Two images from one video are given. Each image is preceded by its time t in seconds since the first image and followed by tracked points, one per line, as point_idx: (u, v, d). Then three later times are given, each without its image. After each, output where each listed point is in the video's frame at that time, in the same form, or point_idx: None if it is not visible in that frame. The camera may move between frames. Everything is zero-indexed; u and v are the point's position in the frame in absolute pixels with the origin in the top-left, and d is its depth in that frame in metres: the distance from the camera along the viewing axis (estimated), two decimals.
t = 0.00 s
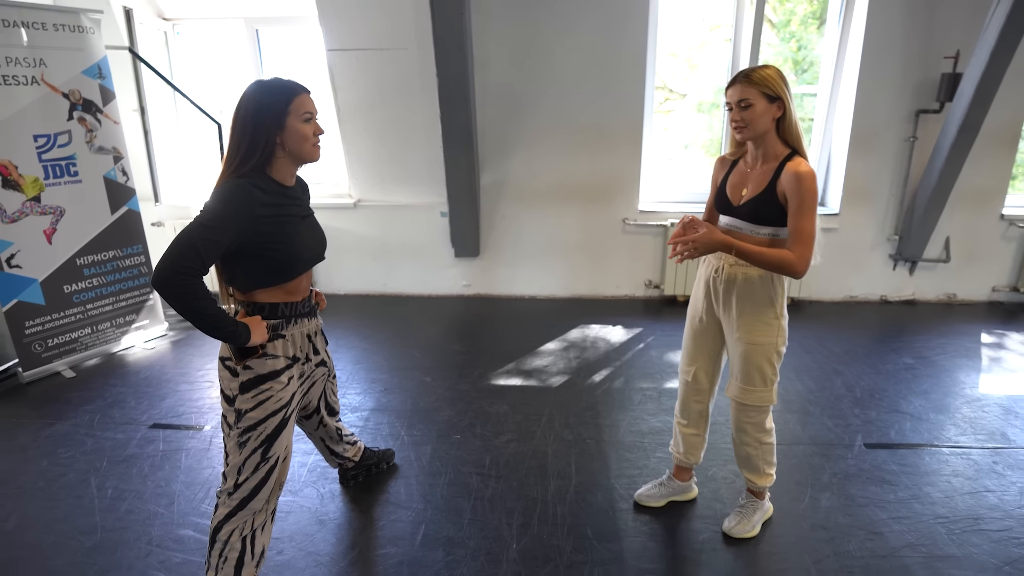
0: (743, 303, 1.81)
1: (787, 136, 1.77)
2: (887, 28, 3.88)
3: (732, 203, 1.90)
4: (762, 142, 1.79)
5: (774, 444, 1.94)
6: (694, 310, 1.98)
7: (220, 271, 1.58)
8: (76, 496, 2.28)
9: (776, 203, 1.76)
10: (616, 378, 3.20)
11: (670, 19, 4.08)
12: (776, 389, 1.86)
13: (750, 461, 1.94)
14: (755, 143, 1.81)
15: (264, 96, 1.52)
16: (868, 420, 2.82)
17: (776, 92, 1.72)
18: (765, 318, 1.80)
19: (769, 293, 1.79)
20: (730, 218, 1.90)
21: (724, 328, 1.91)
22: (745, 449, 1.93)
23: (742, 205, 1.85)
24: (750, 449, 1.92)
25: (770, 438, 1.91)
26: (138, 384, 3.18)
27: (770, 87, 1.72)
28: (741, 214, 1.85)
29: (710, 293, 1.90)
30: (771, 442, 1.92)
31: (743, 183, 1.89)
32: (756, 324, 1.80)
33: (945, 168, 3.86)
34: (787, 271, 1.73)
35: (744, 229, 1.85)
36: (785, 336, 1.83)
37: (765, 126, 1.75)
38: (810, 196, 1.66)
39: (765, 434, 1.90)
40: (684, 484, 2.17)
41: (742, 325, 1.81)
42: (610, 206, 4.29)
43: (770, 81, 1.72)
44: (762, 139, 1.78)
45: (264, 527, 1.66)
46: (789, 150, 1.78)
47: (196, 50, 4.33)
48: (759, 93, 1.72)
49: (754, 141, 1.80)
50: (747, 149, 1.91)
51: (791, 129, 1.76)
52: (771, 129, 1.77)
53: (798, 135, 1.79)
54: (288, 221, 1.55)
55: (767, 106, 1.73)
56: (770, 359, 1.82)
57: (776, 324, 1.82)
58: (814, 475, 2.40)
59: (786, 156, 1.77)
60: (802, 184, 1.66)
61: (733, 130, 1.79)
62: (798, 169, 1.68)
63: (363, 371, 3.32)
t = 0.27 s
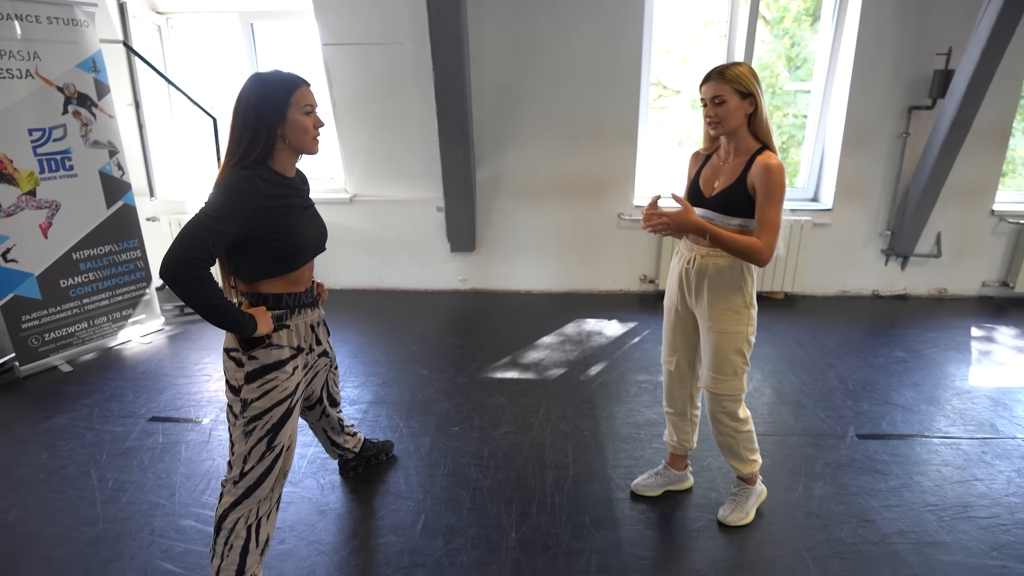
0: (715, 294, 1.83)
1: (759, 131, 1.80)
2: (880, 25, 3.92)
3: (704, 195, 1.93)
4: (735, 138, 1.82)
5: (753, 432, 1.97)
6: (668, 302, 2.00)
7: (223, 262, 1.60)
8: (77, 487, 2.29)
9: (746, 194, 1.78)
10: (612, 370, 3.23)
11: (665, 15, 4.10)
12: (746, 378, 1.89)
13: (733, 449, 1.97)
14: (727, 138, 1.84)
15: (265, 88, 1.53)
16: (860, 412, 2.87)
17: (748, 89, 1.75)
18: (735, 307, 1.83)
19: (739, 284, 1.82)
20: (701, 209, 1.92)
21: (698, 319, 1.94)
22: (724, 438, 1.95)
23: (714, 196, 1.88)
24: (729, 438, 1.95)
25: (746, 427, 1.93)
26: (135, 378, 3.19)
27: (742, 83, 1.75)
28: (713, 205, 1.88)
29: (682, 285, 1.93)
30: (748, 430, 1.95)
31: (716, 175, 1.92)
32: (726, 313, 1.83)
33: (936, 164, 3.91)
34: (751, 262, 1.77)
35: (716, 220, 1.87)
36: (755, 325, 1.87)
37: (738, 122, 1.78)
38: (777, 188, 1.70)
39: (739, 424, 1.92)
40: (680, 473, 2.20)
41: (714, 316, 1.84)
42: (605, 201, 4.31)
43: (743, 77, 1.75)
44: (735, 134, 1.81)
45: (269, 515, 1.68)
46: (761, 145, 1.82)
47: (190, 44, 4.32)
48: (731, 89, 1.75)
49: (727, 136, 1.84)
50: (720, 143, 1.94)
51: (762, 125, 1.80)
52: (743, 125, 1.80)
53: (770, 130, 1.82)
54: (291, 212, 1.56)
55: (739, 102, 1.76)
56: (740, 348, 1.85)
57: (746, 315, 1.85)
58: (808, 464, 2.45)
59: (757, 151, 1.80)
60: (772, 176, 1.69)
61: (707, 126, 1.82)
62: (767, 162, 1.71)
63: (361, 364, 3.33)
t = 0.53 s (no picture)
0: (710, 290, 1.84)
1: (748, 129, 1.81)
2: (888, 22, 3.90)
3: (696, 192, 1.94)
4: (726, 137, 1.82)
5: (739, 430, 1.96)
6: (665, 299, 2.01)
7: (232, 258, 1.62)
8: (89, 479, 2.32)
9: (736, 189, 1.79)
10: (617, 367, 3.24)
11: (671, 13, 4.10)
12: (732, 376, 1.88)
13: (722, 445, 1.95)
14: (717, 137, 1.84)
15: (273, 86, 1.55)
16: (866, 410, 2.86)
17: (736, 88, 1.75)
18: (728, 302, 1.84)
19: (733, 281, 1.82)
20: (694, 206, 1.93)
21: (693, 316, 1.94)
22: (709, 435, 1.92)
23: (706, 193, 1.88)
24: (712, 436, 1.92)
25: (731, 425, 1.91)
26: (145, 373, 3.23)
27: (730, 84, 1.75)
28: (705, 202, 1.88)
29: (677, 280, 1.94)
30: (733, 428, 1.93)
31: (706, 173, 1.92)
32: (719, 307, 1.84)
33: (944, 161, 3.89)
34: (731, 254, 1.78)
35: (709, 217, 1.87)
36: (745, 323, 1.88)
37: (728, 123, 1.78)
38: (762, 182, 1.71)
39: (724, 422, 1.90)
40: (683, 469, 2.20)
41: (708, 311, 1.85)
42: (611, 198, 4.32)
43: (727, 78, 1.74)
44: (725, 134, 1.81)
45: (277, 507, 1.71)
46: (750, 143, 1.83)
47: (198, 43, 4.36)
48: (720, 91, 1.75)
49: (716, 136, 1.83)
50: (709, 141, 1.94)
51: (751, 123, 1.80)
52: (733, 124, 1.80)
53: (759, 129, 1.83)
54: (300, 208, 1.59)
55: (728, 103, 1.76)
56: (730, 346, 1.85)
57: (738, 312, 1.85)
58: (812, 462, 2.45)
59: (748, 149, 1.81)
60: (758, 170, 1.71)
61: (697, 129, 1.82)
62: (756, 157, 1.72)
63: (367, 360, 3.36)
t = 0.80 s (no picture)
0: (725, 296, 1.80)
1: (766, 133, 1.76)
2: (920, 25, 3.82)
3: (713, 197, 1.91)
4: (743, 141, 1.78)
5: (766, 451, 1.85)
6: (680, 306, 1.99)
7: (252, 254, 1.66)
8: (113, 467, 2.40)
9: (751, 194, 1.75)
10: (633, 371, 3.23)
11: (697, 15, 4.07)
12: (759, 386, 1.81)
13: (741, 466, 1.85)
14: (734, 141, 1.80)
15: (295, 87, 1.58)
16: (887, 420, 2.81)
17: (753, 92, 1.70)
18: (747, 309, 1.78)
19: (750, 286, 1.77)
20: (710, 212, 1.91)
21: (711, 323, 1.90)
22: (735, 450, 1.85)
23: (722, 199, 1.86)
24: (739, 451, 1.85)
25: (758, 440, 1.83)
26: (170, 365, 3.32)
27: (747, 87, 1.71)
28: (721, 207, 1.86)
29: (692, 289, 1.91)
30: (759, 444, 1.84)
31: (723, 178, 1.90)
32: (738, 314, 1.79)
33: (976, 168, 3.79)
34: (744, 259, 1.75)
35: (725, 223, 1.85)
36: (767, 329, 1.82)
37: (745, 126, 1.74)
38: (778, 186, 1.66)
39: (752, 434, 1.82)
40: (697, 475, 2.20)
41: (724, 318, 1.80)
42: (632, 201, 4.30)
43: (745, 80, 1.70)
44: (742, 138, 1.77)
45: (289, 500, 1.74)
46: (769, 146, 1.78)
47: (229, 44, 4.46)
48: (737, 93, 1.71)
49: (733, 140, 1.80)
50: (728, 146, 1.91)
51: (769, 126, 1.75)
52: (751, 128, 1.76)
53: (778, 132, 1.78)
54: (319, 207, 1.62)
55: (745, 106, 1.72)
56: (753, 353, 1.79)
57: (757, 318, 1.80)
58: (829, 472, 2.41)
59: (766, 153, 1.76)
60: (774, 174, 1.66)
61: (714, 133, 1.79)
62: (772, 161, 1.68)
63: (385, 358, 3.40)
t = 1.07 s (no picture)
0: (720, 299, 1.80)
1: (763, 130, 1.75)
2: (909, 25, 3.84)
3: (708, 197, 1.91)
4: (739, 137, 1.77)
5: (757, 452, 1.87)
6: (675, 307, 2.00)
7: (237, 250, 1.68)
8: (103, 461, 2.42)
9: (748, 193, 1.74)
10: (622, 368, 3.25)
11: (689, 15, 4.09)
12: (754, 389, 1.82)
13: (732, 469, 1.88)
14: (730, 138, 1.80)
15: (279, 85, 1.60)
16: (872, 418, 2.84)
17: (750, 87, 1.70)
18: (742, 313, 1.78)
19: (746, 290, 1.77)
20: (706, 211, 1.90)
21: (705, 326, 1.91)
22: (728, 454, 1.87)
23: (717, 197, 1.85)
24: (731, 453, 1.87)
25: (750, 442, 1.85)
26: (161, 361, 3.33)
27: (745, 82, 1.71)
28: (716, 206, 1.85)
29: (688, 290, 1.91)
30: (751, 446, 1.86)
31: (719, 177, 1.89)
32: (734, 319, 1.79)
33: (964, 168, 3.81)
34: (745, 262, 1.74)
35: (719, 222, 1.84)
36: (763, 333, 1.82)
37: (741, 121, 1.73)
38: (775, 185, 1.65)
39: (744, 436, 1.84)
40: (681, 471, 2.22)
41: (720, 322, 1.80)
42: (624, 199, 4.32)
43: (746, 76, 1.71)
44: (738, 134, 1.76)
45: (274, 493, 1.76)
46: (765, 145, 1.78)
47: (223, 41, 4.48)
48: (734, 88, 1.71)
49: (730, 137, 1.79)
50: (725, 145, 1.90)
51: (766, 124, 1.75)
52: (747, 124, 1.75)
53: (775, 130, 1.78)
54: (303, 204, 1.64)
55: (742, 101, 1.72)
56: (747, 357, 1.79)
57: (753, 322, 1.79)
58: (812, 468, 2.44)
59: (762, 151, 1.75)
60: (771, 172, 1.65)
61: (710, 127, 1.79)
62: (768, 159, 1.68)
63: (376, 355, 3.42)
